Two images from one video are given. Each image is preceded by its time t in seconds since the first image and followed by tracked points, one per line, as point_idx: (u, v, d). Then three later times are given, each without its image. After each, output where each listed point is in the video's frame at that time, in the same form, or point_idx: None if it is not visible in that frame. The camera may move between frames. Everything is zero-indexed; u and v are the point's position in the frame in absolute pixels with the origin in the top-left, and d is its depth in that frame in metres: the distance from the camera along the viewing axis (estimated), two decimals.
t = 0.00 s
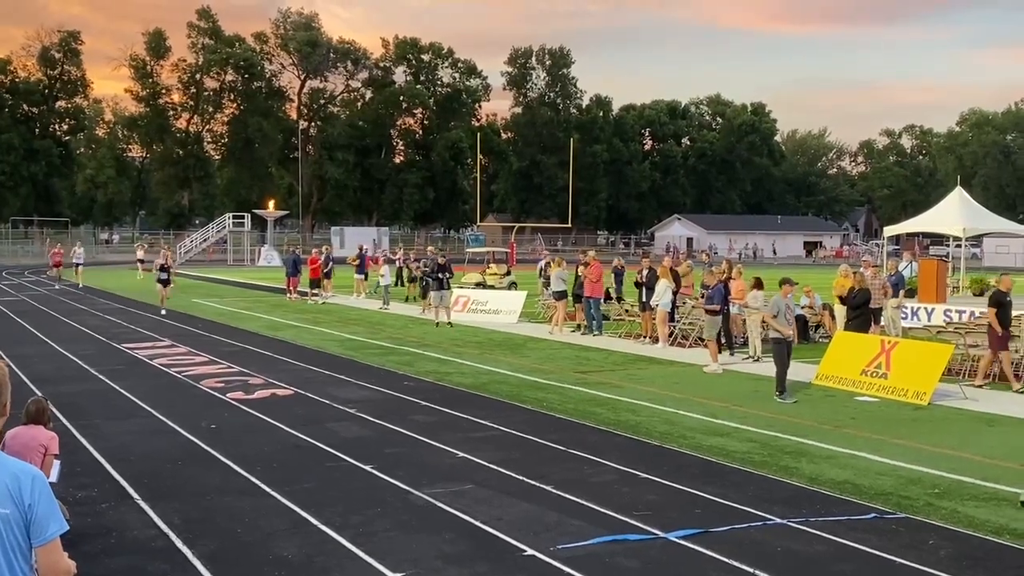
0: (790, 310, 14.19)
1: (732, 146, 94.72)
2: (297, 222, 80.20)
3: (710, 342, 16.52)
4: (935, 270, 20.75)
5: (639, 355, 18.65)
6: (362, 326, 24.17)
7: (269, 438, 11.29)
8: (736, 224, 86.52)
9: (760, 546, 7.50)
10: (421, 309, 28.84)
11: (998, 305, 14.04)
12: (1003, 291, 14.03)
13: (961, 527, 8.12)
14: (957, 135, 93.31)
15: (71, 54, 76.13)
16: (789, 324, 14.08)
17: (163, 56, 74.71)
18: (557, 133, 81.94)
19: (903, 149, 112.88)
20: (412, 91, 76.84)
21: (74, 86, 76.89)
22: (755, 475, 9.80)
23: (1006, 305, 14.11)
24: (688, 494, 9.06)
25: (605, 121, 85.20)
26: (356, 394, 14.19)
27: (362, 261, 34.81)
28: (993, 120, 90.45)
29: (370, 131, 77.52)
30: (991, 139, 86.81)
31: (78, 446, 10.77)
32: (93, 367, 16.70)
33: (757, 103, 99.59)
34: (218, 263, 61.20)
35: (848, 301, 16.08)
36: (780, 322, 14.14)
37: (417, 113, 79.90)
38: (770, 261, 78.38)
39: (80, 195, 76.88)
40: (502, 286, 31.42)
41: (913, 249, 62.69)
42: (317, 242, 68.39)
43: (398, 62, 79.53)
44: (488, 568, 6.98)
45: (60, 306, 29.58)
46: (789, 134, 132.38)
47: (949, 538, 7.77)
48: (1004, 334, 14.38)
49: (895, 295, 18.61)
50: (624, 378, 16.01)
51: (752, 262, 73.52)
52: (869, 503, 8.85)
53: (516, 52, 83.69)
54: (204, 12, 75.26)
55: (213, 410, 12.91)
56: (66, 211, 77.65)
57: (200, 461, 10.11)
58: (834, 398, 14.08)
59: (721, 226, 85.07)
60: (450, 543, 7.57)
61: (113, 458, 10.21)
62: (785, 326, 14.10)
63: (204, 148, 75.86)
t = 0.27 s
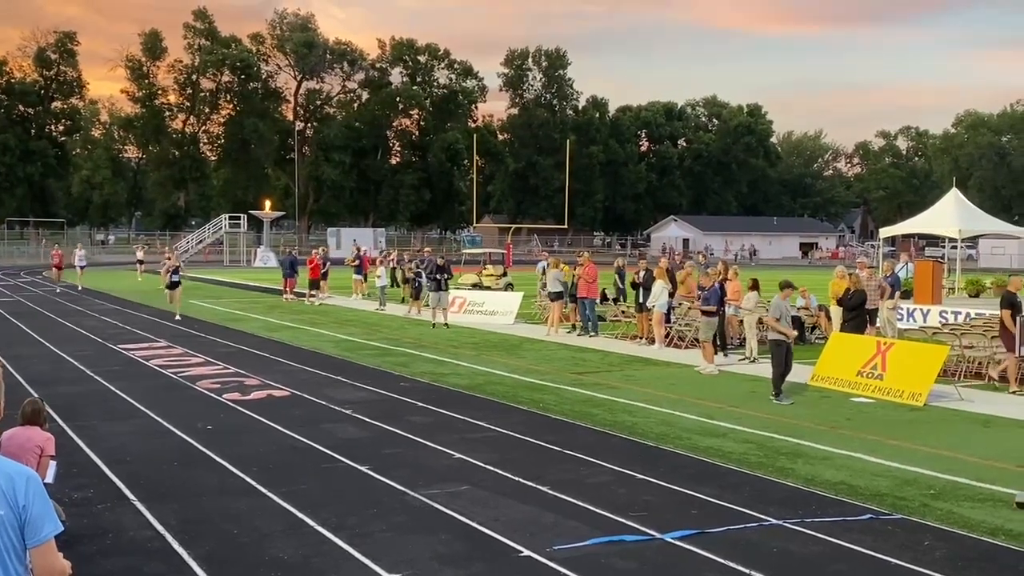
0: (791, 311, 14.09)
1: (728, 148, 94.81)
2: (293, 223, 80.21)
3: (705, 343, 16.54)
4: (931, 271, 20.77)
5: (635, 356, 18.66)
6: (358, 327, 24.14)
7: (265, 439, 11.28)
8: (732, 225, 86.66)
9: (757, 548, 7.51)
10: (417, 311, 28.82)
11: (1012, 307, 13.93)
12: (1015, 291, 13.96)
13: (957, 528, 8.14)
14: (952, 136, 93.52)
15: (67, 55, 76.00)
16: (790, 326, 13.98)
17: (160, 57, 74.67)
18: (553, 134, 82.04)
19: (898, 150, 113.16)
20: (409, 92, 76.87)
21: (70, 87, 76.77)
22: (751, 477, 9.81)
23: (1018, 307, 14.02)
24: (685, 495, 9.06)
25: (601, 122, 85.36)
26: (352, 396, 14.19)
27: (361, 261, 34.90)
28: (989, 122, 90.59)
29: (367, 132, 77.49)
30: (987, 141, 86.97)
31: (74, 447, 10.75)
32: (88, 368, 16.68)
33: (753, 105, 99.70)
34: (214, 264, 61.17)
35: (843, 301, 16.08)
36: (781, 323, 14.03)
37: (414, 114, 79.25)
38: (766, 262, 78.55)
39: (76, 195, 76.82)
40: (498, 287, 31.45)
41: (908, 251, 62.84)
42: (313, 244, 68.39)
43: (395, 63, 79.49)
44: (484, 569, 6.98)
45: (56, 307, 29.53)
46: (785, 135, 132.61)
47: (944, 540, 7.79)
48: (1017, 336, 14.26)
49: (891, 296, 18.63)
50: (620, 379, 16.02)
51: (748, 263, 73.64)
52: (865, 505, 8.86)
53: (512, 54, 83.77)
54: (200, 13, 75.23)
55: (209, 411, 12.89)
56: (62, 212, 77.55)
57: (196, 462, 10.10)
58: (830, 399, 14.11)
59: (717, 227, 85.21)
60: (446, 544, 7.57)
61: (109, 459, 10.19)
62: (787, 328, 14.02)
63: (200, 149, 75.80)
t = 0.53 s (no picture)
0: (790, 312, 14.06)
1: (724, 149, 94.84)
2: (289, 224, 80.08)
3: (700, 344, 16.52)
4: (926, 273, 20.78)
5: (631, 357, 18.65)
6: (353, 328, 24.14)
7: (260, 440, 11.26)
8: (727, 226, 86.72)
9: (751, 548, 7.52)
10: (412, 312, 28.81)
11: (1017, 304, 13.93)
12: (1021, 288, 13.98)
13: (951, 529, 8.16)
14: (947, 138, 93.64)
15: (62, 56, 75.82)
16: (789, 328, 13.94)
17: (155, 57, 74.47)
18: (549, 136, 82.04)
19: (893, 152, 113.41)
20: (404, 93, 76.81)
21: (65, 87, 76.55)
22: (745, 478, 9.82)
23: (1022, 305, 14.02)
24: (680, 496, 9.07)
25: (596, 123, 85.43)
26: (346, 397, 14.17)
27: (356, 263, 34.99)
28: (983, 124, 90.69)
29: (362, 133, 77.33)
30: (982, 142, 87.12)
31: (68, 448, 10.72)
32: (83, 369, 16.65)
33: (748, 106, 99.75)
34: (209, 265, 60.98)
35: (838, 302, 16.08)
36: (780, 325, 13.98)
37: (410, 115, 79.24)
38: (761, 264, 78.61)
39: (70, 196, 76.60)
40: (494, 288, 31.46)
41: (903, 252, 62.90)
42: (308, 245, 68.26)
43: (391, 64, 79.39)
44: (479, 570, 6.99)
45: (50, 308, 29.45)
46: (780, 137, 132.80)
47: (938, 540, 7.80)
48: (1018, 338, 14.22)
49: (886, 297, 18.62)
50: (615, 380, 16.02)
51: (743, 265, 73.67)
52: (859, 506, 8.88)
53: (507, 55, 83.76)
54: (195, 14, 75.07)
55: (203, 412, 12.87)
56: (57, 213, 77.28)
57: (190, 463, 10.08)
58: (825, 400, 14.12)
59: (712, 228, 85.26)
60: (440, 544, 7.57)
61: (104, 459, 10.17)
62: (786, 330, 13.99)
63: (195, 150, 75.63)
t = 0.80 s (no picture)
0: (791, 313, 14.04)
1: (718, 150, 95.01)
2: (284, 225, 80.07)
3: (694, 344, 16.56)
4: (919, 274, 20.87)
5: (626, 358, 18.67)
6: (348, 329, 24.14)
7: (255, 441, 11.24)
8: (722, 227, 86.87)
9: (746, 549, 7.53)
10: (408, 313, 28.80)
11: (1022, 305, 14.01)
12: None
13: (945, 529, 8.18)
14: (941, 140, 93.80)
15: (57, 56, 75.79)
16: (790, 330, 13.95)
17: (149, 57, 74.47)
18: (544, 137, 82.20)
19: (887, 153, 113.70)
20: (399, 93, 76.86)
21: (60, 87, 76.59)
22: (739, 478, 9.83)
23: None
24: (674, 497, 9.08)
25: (591, 124, 85.59)
26: (341, 398, 14.15)
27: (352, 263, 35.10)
28: (977, 125, 90.91)
29: (357, 133, 77.32)
30: (976, 143, 87.38)
31: (63, 449, 10.70)
32: (77, 370, 16.63)
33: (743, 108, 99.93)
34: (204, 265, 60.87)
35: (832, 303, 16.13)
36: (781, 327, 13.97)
37: (405, 116, 79.56)
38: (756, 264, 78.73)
39: (65, 197, 76.61)
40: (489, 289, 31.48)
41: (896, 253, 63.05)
42: (303, 245, 68.19)
43: (386, 65, 79.40)
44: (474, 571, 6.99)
45: (45, 309, 29.42)
46: (775, 138, 133.04)
47: (931, 541, 7.82)
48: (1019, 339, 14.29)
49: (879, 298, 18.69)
50: (610, 381, 16.03)
51: (738, 265, 73.78)
52: (853, 506, 8.90)
53: (503, 56, 83.77)
54: (190, 14, 75.08)
55: (198, 413, 12.86)
56: (52, 214, 77.24)
57: (184, 464, 10.07)
58: (819, 402, 14.15)
59: (707, 229, 85.41)
60: (434, 546, 7.57)
61: (97, 461, 10.16)
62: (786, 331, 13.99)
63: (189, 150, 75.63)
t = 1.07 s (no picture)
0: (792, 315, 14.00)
1: (713, 150, 95.08)
2: (278, 225, 79.97)
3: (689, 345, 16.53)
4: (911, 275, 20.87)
5: (619, 358, 18.68)
6: (342, 329, 24.11)
7: (248, 441, 11.22)
8: (716, 227, 86.96)
9: (740, 549, 7.52)
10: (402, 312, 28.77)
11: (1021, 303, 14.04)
12: None
13: (938, 529, 8.19)
14: (935, 141, 93.90)
15: (50, 56, 75.58)
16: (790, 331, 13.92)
17: (143, 57, 74.26)
18: (538, 137, 82.20)
19: (881, 154, 113.85)
20: (394, 94, 76.77)
21: (54, 87, 76.43)
22: (733, 478, 9.84)
23: None
24: (667, 497, 9.07)
25: (586, 124, 85.60)
26: (335, 398, 14.15)
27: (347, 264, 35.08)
28: (971, 126, 91.03)
29: (352, 134, 77.25)
30: (970, 144, 87.52)
31: (55, 450, 10.67)
32: (70, 370, 16.60)
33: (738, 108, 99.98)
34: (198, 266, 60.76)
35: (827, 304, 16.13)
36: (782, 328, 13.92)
37: (400, 116, 79.34)
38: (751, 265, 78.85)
39: (59, 197, 76.42)
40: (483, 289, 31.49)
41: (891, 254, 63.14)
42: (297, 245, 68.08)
43: (381, 65, 79.26)
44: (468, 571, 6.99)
45: (38, 309, 29.36)
46: (769, 139, 133.19)
47: (924, 541, 7.83)
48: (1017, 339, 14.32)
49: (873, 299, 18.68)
50: (604, 381, 16.03)
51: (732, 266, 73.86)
52: (846, 506, 8.91)
53: (498, 56, 83.45)
54: (185, 14, 74.90)
55: (191, 413, 12.84)
56: (45, 214, 77.07)
57: (176, 465, 10.05)
58: (812, 402, 14.16)
59: (702, 230, 85.49)
60: (428, 546, 7.57)
61: (90, 461, 10.14)
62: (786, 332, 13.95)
63: (183, 150, 75.50)
